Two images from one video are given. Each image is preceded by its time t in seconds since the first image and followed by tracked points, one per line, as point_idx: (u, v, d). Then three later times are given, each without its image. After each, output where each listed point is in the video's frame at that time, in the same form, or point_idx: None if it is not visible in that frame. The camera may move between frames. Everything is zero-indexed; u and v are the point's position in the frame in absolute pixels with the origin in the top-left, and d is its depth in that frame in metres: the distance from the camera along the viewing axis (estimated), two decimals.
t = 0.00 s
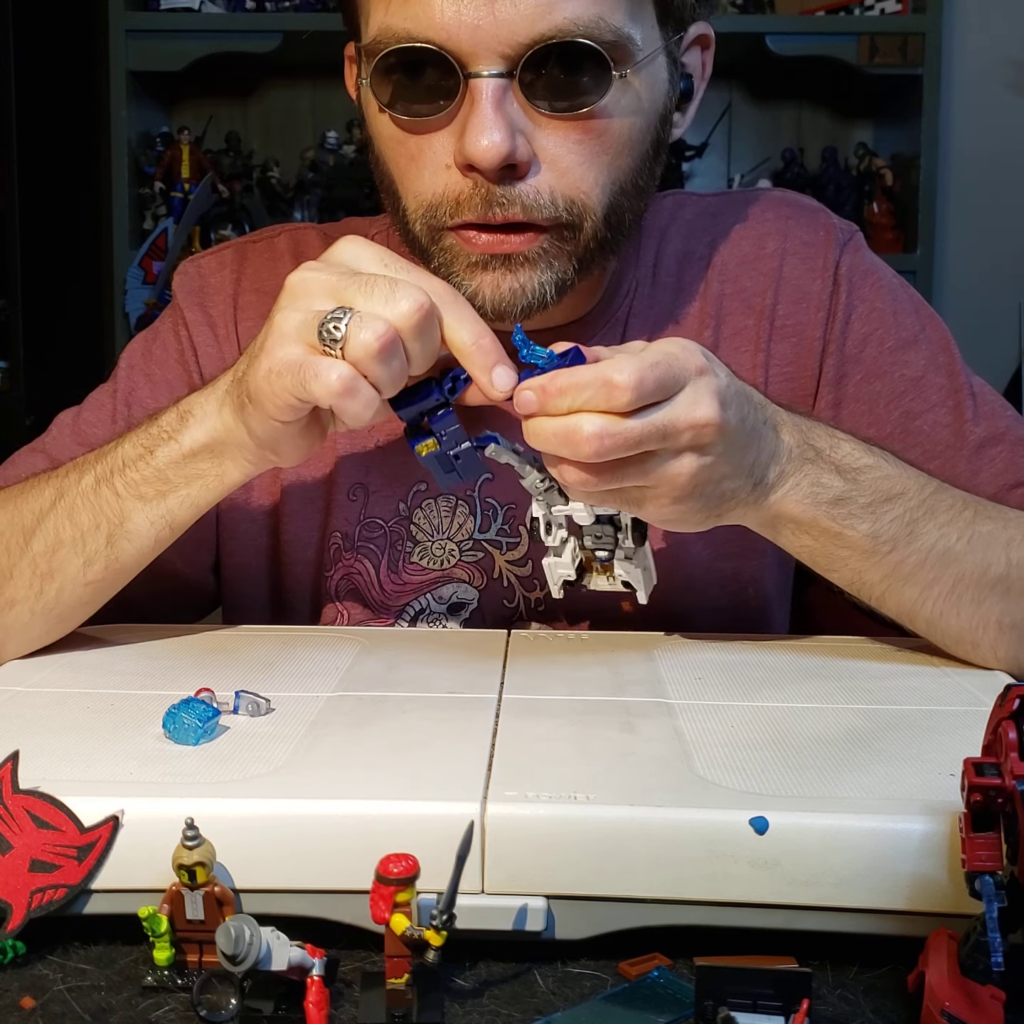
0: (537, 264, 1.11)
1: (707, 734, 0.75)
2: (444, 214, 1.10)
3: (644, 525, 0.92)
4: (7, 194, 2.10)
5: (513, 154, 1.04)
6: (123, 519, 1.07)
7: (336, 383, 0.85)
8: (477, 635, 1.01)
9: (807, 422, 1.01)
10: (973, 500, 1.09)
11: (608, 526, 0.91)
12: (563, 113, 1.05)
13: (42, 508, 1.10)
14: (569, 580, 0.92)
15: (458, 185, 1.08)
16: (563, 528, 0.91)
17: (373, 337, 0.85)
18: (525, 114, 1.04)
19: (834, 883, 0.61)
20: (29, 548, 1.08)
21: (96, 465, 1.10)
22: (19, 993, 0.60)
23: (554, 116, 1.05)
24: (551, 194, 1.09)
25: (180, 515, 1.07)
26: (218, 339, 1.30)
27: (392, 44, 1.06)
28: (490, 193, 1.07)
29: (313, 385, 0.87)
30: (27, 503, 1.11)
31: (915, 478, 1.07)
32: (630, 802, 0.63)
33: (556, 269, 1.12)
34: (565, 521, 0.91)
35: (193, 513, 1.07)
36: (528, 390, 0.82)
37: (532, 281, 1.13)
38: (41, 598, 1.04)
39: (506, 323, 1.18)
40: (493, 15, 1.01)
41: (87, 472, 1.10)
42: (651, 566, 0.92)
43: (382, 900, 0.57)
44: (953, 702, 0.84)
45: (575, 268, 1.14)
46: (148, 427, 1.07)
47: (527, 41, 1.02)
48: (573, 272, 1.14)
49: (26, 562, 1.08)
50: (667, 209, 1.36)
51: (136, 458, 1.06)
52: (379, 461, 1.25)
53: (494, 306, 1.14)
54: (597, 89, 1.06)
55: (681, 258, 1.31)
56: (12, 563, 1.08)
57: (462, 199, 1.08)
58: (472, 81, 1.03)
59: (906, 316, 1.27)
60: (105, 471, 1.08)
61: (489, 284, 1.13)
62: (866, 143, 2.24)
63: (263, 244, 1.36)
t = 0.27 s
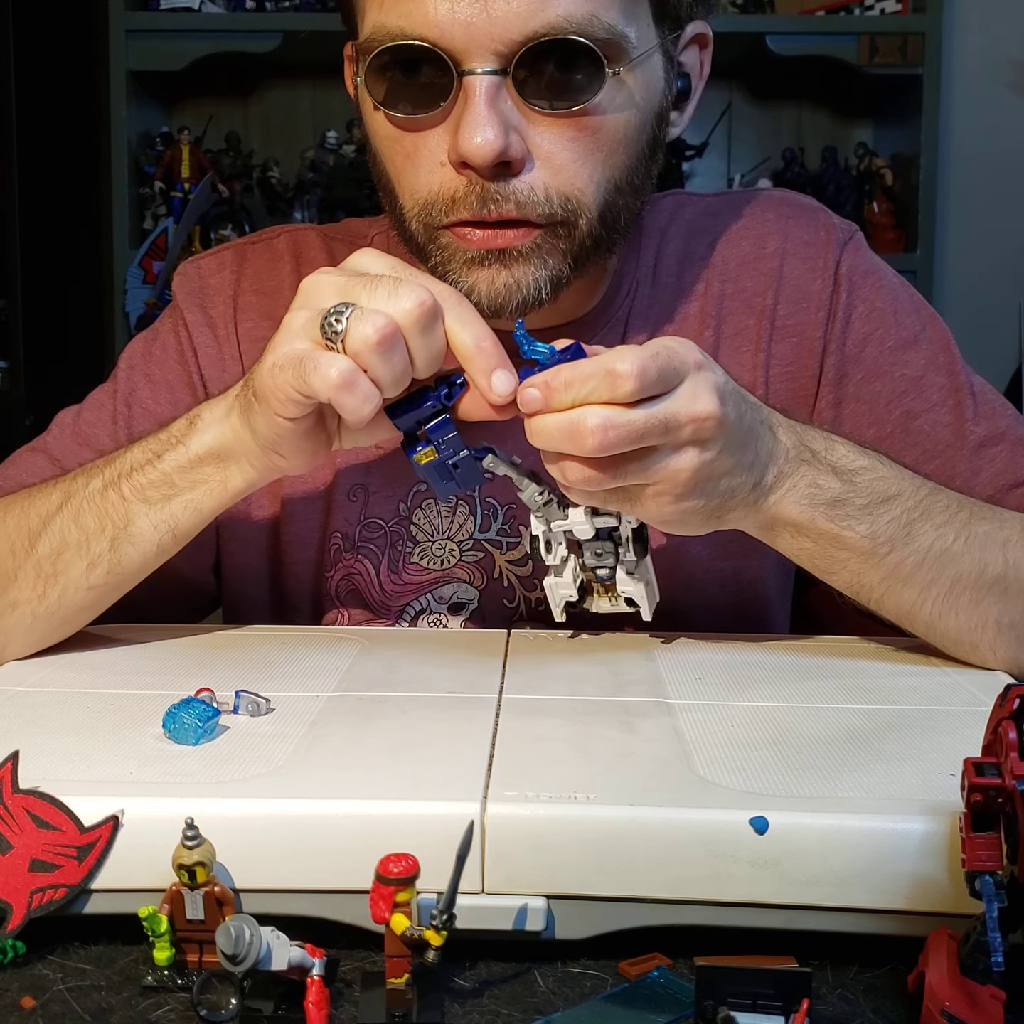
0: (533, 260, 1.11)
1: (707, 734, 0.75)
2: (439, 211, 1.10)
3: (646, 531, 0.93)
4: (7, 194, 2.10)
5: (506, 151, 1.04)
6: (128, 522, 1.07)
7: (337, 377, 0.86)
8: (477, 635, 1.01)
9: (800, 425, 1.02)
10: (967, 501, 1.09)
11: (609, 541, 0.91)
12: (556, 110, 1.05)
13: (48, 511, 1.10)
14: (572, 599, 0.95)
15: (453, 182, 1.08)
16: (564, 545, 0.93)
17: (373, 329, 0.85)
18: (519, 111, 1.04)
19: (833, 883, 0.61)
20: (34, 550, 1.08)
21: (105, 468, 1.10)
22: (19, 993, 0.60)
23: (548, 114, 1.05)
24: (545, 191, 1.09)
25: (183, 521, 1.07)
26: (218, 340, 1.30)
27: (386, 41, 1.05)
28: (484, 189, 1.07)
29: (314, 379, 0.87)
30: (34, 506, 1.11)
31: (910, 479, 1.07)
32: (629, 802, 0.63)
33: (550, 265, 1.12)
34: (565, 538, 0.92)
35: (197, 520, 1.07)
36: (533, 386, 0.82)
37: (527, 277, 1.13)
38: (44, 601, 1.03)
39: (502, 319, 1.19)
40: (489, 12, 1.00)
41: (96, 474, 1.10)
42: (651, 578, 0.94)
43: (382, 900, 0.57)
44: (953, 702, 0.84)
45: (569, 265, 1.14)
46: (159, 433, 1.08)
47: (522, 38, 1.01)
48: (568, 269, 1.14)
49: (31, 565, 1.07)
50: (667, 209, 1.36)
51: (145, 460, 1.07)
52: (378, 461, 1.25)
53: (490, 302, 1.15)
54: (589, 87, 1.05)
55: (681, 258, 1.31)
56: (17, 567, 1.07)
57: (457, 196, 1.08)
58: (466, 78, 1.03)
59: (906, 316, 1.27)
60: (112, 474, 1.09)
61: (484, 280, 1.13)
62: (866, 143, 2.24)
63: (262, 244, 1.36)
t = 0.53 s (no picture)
0: (534, 263, 1.11)
1: (707, 734, 0.75)
2: (438, 211, 1.10)
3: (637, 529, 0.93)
4: (7, 195, 2.10)
5: (506, 150, 1.04)
6: (134, 519, 1.07)
7: (334, 355, 0.86)
8: (477, 635, 1.01)
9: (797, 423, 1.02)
10: (965, 499, 1.09)
11: (599, 538, 0.93)
12: (556, 110, 1.05)
13: (57, 507, 1.10)
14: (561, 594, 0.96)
15: (452, 182, 1.08)
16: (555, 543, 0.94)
17: (373, 301, 0.87)
18: (518, 110, 1.04)
19: (833, 883, 0.61)
20: (41, 546, 1.08)
21: (115, 466, 1.11)
22: (19, 993, 0.60)
23: (548, 113, 1.05)
24: (545, 192, 1.09)
25: (186, 521, 1.07)
26: (217, 340, 1.30)
27: (386, 40, 1.05)
28: (484, 189, 1.07)
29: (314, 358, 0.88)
30: (43, 503, 1.11)
31: (907, 478, 1.07)
32: (629, 802, 0.63)
33: (552, 268, 1.12)
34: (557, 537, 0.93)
35: (201, 519, 1.07)
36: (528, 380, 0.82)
37: (528, 279, 1.13)
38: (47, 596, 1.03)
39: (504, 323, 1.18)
40: (488, 10, 1.00)
41: (106, 472, 1.11)
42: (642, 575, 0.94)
43: (382, 900, 0.57)
44: (953, 701, 0.84)
45: (571, 268, 1.14)
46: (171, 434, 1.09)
47: (522, 37, 1.01)
48: (570, 271, 1.14)
49: (38, 560, 1.08)
50: (667, 209, 1.36)
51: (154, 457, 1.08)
52: (378, 461, 1.25)
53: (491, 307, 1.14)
54: (590, 86, 1.06)
55: (682, 258, 1.31)
56: (25, 560, 1.08)
57: (456, 196, 1.08)
58: (466, 77, 1.03)
59: (906, 316, 1.27)
60: (122, 471, 1.10)
61: (486, 285, 1.13)
62: (866, 143, 2.24)
63: (262, 244, 1.36)
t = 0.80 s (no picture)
0: (529, 258, 1.11)
1: (707, 734, 0.75)
2: (433, 207, 1.10)
3: (629, 531, 0.95)
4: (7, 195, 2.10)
5: (500, 147, 1.04)
6: (133, 516, 1.07)
7: (319, 331, 0.87)
8: (476, 634, 1.01)
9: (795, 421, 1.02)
10: (962, 497, 1.09)
11: (593, 540, 0.95)
12: (550, 107, 1.05)
13: (59, 504, 1.11)
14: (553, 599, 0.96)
15: (446, 178, 1.08)
16: (548, 545, 0.95)
17: (356, 278, 0.87)
18: (512, 107, 1.04)
19: (834, 883, 0.61)
20: (42, 542, 1.08)
21: (117, 466, 1.11)
22: (19, 993, 0.60)
23: (542, 111, 1.05)
24: (539, 189, 1.09)
25: (184, 517, 1.06)
26: (217, 340, 1.30)
27: (382, 37, 1.05)
28: (477, 185, 1.07)
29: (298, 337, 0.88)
30: (45, 501, 1.12)
31: (904, 476, 1.07)
32: (629, 802, 0.63)
33: (546, 264, 1.12)
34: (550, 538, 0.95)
35: (198, 515, 1.06)
36: (525, 374, 0.83)
37: (521, 276, 1.13)
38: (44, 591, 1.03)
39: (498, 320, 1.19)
40: (483, 8, 1.00)
41: (107, 472, 1.11)
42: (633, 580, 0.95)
43: (382, 900, 0.57)
44: (953, 701, 0.84)
45: (565, 264, 1.14)
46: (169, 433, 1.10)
47: (516, 34, 1.01)
48: (564, 268, 1.14)
49: (38, 558, 1.07)
50: (666, 209, 1.36)
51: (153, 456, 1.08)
52: (376, 461, 1.25)
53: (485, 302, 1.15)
54: (585, 84, 1.05)
55: (680, 258, 1.31)
56: (25, 558, 1.08)
57: (450, 193, 1.08)
58: (460, 73, 1.03)
59: (905, 316, 1.27)
60: (122, 469, 1.10)
61: (479, 280, 1.13)
62: (867, 143, 2.24)
63: (262, 245, 1.36)
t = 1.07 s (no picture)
0: (522, 255, 1.11)
1: (708, 734, 0.75)
2: (426, 204, 1.10)
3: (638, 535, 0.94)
4: (7, 194, 2.10)
5: (492, 143, 1.04)
6: (156, 539, 1.07)
7: (369, 415, 0.84)
8: (477, 635, 1.01)
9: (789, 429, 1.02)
10: (957, 503, 1.09)
11: (602, 556, 0.94)
12: (544, 104, 1.05)
13: (66, 524, 1.09)
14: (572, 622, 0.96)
15: (440, 176, 1.08)
16: (559, 568, 0.94)
17: (385, 361, 0.83)
18: (506, 105, 1.04)
19: (834, 883, 0.61)
20: (52, 562, 1.07)
21: (121, 484, 1.09)
22: (19, 993, 0.60)
23: (534, 108, 1.05)
24: (533, 187, 1.08)
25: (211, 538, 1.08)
26: (217, 339, 1.30)
27: (377, 35, 1.05)
28: (470, 183, 1.07)
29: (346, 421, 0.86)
30: (51, 516, 1.10)
31: (900, 485, 1.07)
32: (629, 801, 0.63)
33: (541, 263, 1.12)
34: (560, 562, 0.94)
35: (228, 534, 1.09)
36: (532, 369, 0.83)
37: (516, 275, 1.13)
38: (64, 611, 1.03)
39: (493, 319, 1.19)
40: (477, 6, 1.00)
41: (113, 490, 1.09)
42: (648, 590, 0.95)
43: (382, 900, 0.57)
44: (953, 701, 0.84)
45: (560, 263, 1.14)
46: (175, 452, 1.05)
47: (509, 32, 1.02)
48: (559, 267, 1.14)
49: (50, 576, 1.06)
50: (667, 209, 1.36)
51: (167, 481, 1.05)
52: (379, 461, 1.25)
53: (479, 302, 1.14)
54: (578, 82, 1.05)
55: (683, 258, 1.31)
56: (36, 576, 1.07)
57: (444, 190, 1.08)
58: (454, 71, 1.03)
59: (907, 316, 1.27)
60: (133, 494, 1.07)
61: (474, 278, 1.13)
62: (867, 143, 2.24)
63: (263, 245, 1.36)
